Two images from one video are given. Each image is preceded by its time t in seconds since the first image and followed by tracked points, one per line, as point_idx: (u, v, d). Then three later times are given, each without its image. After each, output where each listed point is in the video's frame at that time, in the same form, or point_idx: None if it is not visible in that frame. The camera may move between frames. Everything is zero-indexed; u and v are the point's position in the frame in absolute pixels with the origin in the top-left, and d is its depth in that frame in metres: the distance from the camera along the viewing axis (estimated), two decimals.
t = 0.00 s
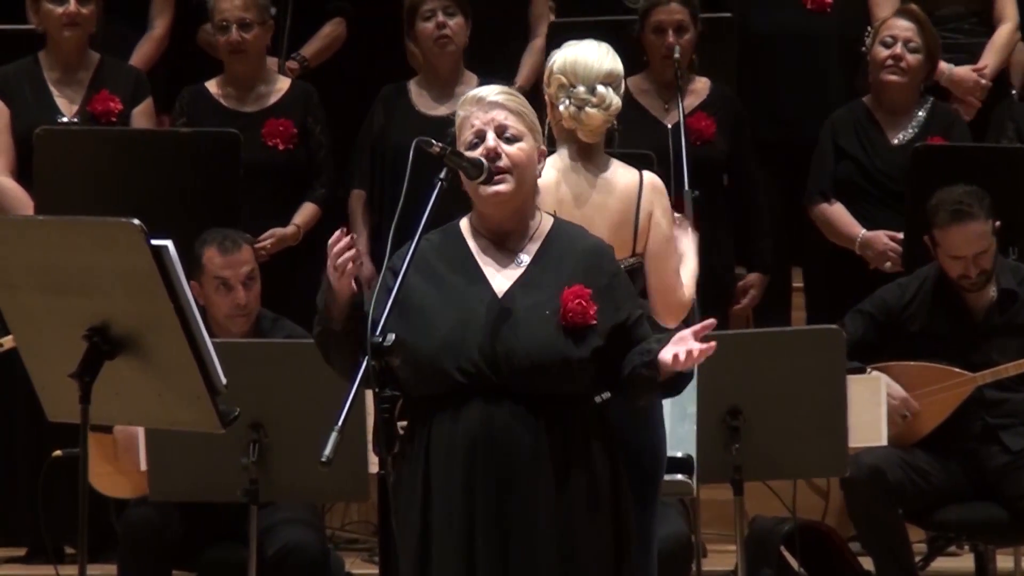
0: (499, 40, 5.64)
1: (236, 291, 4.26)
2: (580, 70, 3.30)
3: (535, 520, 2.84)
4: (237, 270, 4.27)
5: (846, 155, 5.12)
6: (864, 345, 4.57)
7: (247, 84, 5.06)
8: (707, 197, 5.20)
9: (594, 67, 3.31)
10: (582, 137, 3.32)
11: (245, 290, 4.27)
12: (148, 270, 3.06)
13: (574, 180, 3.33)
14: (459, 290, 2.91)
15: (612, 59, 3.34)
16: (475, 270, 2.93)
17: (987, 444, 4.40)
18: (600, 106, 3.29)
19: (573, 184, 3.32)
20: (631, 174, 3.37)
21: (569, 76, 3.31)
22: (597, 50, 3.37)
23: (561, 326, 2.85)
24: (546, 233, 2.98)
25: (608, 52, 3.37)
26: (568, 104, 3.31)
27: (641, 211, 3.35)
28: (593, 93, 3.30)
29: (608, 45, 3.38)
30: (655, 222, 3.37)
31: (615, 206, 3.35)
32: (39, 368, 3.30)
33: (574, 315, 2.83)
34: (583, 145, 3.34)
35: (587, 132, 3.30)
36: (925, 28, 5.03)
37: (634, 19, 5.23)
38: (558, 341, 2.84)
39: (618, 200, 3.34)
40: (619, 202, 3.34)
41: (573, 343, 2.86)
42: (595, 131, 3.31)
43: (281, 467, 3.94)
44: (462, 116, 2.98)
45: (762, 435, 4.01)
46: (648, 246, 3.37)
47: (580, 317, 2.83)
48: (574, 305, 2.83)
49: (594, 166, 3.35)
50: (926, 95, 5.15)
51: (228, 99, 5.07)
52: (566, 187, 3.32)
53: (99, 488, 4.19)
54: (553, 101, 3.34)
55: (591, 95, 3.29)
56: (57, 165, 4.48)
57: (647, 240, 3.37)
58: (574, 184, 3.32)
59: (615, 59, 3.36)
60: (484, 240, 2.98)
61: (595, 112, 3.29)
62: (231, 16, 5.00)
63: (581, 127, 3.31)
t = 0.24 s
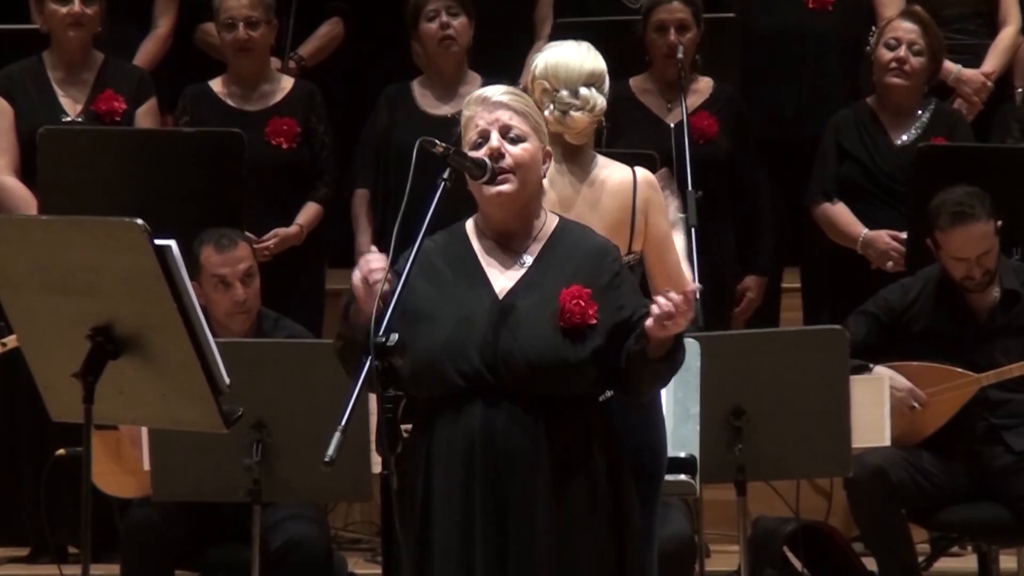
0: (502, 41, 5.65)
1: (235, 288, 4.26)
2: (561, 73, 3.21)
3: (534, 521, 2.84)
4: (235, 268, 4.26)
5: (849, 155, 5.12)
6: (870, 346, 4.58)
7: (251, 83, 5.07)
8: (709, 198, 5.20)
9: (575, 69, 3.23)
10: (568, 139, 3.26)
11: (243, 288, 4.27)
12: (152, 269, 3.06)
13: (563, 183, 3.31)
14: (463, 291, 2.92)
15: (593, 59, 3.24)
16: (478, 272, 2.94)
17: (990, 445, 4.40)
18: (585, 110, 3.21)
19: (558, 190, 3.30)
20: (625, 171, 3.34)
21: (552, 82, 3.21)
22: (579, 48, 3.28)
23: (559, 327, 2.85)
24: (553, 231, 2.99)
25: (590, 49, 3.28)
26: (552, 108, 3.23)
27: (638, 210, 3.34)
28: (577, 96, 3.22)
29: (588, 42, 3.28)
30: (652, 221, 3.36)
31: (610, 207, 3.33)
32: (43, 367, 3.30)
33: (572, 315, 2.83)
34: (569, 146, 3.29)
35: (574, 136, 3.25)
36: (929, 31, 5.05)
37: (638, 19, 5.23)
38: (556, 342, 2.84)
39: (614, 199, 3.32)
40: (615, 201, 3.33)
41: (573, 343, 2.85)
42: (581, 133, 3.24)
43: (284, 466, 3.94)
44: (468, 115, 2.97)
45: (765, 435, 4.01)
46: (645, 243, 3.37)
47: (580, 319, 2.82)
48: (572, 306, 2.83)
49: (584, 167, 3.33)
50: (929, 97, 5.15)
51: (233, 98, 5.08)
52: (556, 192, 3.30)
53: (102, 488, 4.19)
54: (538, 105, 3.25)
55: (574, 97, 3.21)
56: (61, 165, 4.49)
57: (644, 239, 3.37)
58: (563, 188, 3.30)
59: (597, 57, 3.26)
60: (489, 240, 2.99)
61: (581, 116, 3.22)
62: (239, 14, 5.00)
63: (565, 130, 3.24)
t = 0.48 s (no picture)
0: (504, 40, 5.65)
1: (235, 287, 4.26)
2: (542, 78, 3.32)
3: (537, 521, 2.84)
4: (236, 266, 4.27)
5: (850, 155, 5.12)
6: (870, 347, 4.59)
7: (252, 82, 5.08)
8: (710, 198, 5.21)
9: (555, 71, 3.33)
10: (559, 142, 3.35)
11: (243, 284, 4.27)
12: (154, 269, 3.06)
13: (560, 185, 3.41)
14: (465, 292, 2.93)
15: (572, 60, 3.35)
16: (480, 273, 2.94)
17: (991, 445, 4.40)
18: (571, 109, 3.31)
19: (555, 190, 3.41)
20: (621, 169, 3.48)
21: (532, 86, 3.33)
22: (558, 51, 3.38)
23: (562, 327, 2.85)
24: (556, 233, 2.98)
25: (568, 52, 3.38)
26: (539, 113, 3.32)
27: (636, 207, 3.48)
28: (560, 98, 3.32)
29: (564, 43, 3.38)
30: (649, 217, 3.50)
31: (606, 205, 3.45)
32: (46, 367, 3.30)
33: (576, 316, 2.81)
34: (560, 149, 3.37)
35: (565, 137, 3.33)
36: (931, 32, 5.06)
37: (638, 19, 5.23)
38: (559, 342, 2.84)
39: (612, 196, 3.45)
40: (612, 199, 3.46)
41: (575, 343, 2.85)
42: (572, 134, 3.33)
43: (286, 467, 3.94)
44: (477, 113, 2.97)
45: (767, 435, 4.02)
46: (643, 241, 3.52)
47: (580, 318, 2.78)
48: (577, 306, 2.81)
49: (578, 168, 3.42)
50: (931, 97, 5.15)
51: (232, 98, 5.08)
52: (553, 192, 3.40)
53: (104, 489, 4.19)
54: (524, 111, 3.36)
55: (558, 99, 3.31)
56: (63, 165, 4.49)
57: (641, 238, 3.52)
58: (562, 188, 3.40)
59: (576, 58, 3.36)
60: (492, 241, 2.99)
61: (568, 116, 3.31)
62: (241, 13, 5.01)
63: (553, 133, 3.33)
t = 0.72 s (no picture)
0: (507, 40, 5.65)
1: (236, 286, 4.26)
2: (540, 76, 3.33)
3: (538, 521, 2.84)
4: (236, 269, 4.26)
5: (853, 155, 5.13)
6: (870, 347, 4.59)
7: (252, 82, 5.08)
8: (712, 198, 5.21)
9: (553, 70, 3.33)
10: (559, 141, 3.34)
11: (244, 288, 4.27)
12: (156, 269, 3.07)
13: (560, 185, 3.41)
14: (466, 290, 2.93)
15: (570, 57, 3.34)
16: (482, 272, 2.94)
17: (993, 445, 4.41)
18: (569, 107, 3.31)
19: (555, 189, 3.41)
20: (620, 168, 3.48)
21: (531, 85, 3.34)
22: (557, 49, 3.38)
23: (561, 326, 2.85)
24: (559, 233, 2.97)
25: (568, 49, 3.38)
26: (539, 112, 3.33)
27: (634, 206, 3.48)
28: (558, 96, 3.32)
29: (564, 42, 3.38)
30: (648, 216, 3.50)
31: (607, 204, 3.46)
32: (48, 365, 3.30)
33: (575, 315, 2.80)
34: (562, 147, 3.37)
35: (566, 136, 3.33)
36: (935, 30, 5.05)
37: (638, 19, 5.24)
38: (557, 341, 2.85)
39: (612, 196, 3.46)
40: (610, 198, 3.46)
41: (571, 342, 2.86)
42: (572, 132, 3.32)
43: (288, 467, 3.94)
44: (486, 110, 2.98)
45: (769, 435, 4.02)
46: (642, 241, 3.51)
47: (575, 318, 2.80)
48: (574, 305, 2.80)
49: (577, 166, 3.42)
50: (934, 97, 5.15)
51: (231, 97, 5.08)
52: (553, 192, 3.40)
53: (106, 489, 4.20)
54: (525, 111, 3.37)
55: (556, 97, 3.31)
56: (65, 164, 4.49)
57: (639, 238, 3.51)
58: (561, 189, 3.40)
59: (576, 56, 3.36)
60: (496, 240, 2.99)
61: (565, 114, 3.31)
62: (241, 13, 5.02)
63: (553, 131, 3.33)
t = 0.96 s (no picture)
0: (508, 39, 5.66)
1: (240, 285, 4.26)
2: (553, 71, 3.34)
3: (538, 521, 2.84)
4: (241, 275, 4.25)
5: (857, 155, 5.13)
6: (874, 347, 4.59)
7: (253, 82, 5.08)
8: (714, 197, 5.21)
9: (566, 65, 3.34)
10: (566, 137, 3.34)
11: (248, 294, 4.27)
12: (158, 269, 3.06)
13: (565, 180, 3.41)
14: (467, 291, 2.93)
15: (584, 54, 3.36)
16: (485, 271, 2.94)
17: (995, 445, 4.41)
18: (578, 104, 3.31)
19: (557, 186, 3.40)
20: (626, 169, 3.44)
21: (543, 78, 3.34)
22: (571, 46, 3.39)
23: (560, 327, 2.85)
24: (561, 232, 2.97)
25: (582, 47, 3.40)
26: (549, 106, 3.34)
27: (639, 211, 3.44)
28: (569, 92, 3.33)
29: (580, 40, 3.39)
30: (655, 220, 3.46)
31: (610, 205, 3.42)
32: (50, 366, 3.30)
33: (573, 315, 2.83)
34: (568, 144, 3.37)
35: (570, 132, 3.32)
36: (940, 30, 5.05)
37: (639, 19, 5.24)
38: (555, 342, 2.85)
39: (617, 201, 3.41)
40: (617, 200, 3.42)
41: (572, 344, 2.87)
42: (579, 129, 3.33)
43: (290, 466, 3.94)
44: (490, 111, 2.98)
45: (772, 435, 4.02)
46: (645, 245, 3.47)
47: (579, 319, 2.82)
48: (573, 306, 2.83)
49: (584, 165, 3.42)
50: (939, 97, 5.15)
51: (231, 97, 5.08)
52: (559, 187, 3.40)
53: (109, 489, 4.20)
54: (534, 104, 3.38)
55: (567, 92, 3.32)
56: (68, 165, 4.49)
57: (645, 238, 3.46)
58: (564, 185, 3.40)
59: (590, 55, 3.37)
60: (501, 239, 2.98)
61: (574, 110, 3.31)
62: (241, 12, 5.02)
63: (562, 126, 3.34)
